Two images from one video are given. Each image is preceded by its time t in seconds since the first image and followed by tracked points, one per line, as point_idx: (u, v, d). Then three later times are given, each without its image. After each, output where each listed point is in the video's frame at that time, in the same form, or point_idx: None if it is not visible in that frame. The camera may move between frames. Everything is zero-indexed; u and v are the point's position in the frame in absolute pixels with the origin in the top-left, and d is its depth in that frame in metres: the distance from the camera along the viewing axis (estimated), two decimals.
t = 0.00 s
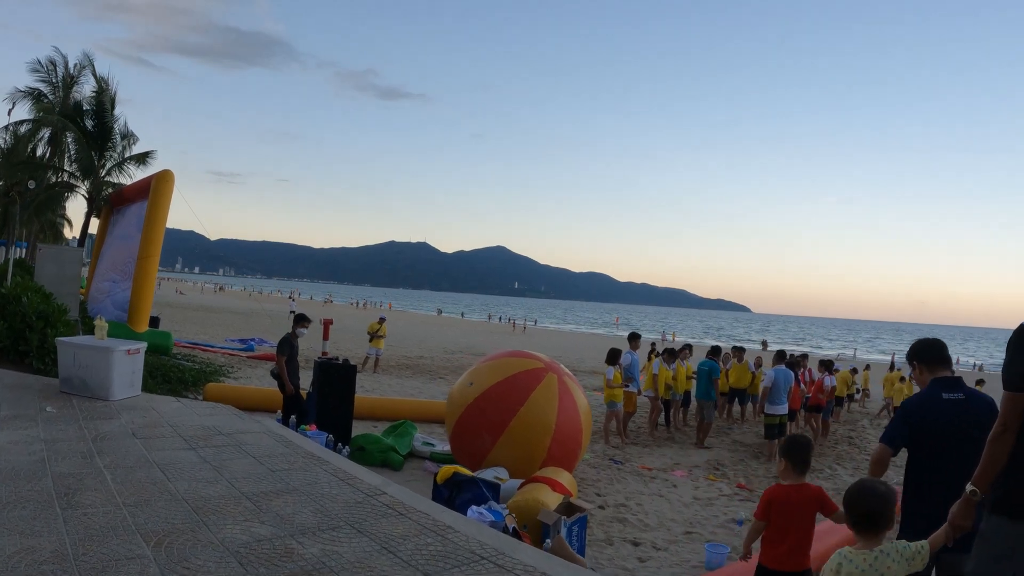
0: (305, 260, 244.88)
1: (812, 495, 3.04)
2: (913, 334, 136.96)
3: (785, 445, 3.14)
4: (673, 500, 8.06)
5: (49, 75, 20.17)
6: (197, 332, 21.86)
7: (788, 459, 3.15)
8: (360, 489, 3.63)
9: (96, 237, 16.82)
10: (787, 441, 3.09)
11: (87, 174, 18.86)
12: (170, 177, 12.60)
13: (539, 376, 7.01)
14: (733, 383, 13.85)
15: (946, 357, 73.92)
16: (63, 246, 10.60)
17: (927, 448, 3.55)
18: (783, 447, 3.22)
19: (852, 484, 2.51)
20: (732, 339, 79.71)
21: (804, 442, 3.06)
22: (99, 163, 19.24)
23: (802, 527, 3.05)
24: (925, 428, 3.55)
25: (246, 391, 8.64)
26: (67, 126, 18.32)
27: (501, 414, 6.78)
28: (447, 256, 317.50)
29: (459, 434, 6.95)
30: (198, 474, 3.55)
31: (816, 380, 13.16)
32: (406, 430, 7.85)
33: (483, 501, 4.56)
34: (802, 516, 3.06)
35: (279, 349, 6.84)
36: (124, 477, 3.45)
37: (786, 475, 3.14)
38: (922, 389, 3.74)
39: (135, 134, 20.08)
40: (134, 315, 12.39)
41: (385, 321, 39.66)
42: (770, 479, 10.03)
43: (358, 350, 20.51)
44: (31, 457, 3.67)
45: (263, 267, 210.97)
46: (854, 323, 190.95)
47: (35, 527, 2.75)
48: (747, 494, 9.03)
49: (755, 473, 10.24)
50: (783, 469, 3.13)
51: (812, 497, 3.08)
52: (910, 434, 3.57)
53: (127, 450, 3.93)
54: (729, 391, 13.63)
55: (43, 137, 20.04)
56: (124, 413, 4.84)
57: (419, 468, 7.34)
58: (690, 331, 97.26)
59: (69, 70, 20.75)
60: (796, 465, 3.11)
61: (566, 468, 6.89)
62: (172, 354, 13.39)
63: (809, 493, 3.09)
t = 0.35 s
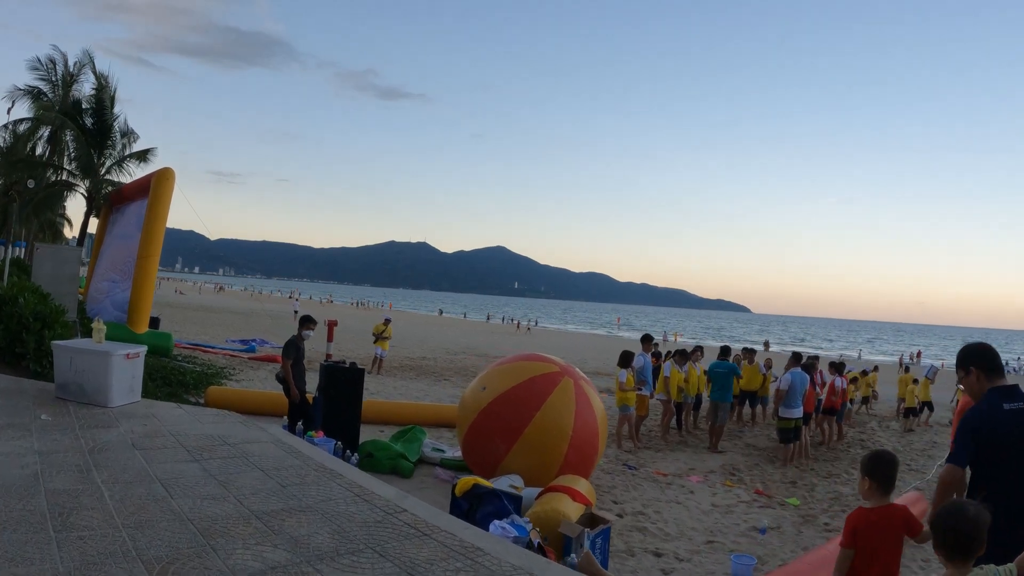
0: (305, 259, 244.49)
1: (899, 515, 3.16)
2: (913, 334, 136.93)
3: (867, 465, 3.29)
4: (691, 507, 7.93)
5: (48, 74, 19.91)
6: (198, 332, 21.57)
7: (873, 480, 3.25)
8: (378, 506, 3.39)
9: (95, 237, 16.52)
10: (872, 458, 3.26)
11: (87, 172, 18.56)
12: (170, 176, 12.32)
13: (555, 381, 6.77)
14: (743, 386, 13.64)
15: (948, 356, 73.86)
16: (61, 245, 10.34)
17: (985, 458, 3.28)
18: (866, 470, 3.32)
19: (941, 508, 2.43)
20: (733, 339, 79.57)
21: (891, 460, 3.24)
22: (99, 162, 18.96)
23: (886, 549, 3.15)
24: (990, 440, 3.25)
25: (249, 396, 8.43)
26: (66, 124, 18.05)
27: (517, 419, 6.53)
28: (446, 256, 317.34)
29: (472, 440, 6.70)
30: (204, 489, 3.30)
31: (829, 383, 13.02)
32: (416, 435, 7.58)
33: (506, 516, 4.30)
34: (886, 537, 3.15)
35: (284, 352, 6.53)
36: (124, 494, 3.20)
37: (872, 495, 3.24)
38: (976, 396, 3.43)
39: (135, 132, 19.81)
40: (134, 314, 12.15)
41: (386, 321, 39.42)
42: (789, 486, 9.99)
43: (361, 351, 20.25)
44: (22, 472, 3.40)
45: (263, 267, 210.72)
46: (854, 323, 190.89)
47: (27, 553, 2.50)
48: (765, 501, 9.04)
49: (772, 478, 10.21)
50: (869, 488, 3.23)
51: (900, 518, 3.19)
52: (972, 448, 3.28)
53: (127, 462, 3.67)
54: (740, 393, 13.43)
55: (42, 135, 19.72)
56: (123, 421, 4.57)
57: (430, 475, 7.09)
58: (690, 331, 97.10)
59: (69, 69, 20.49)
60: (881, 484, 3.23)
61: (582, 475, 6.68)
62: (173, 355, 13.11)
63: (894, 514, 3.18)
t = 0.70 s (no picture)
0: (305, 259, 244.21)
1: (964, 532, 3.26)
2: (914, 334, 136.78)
3: (932, 481, 3.40)
4: (709, 514, 7.72)
5: (48, 72, 19.67)
6: (198, 332, 21.30)
7: (937, 495, 3.36)
8: (396, 525, 3.16)
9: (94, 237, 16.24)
10: (938, 473, 3.38)
11: (86, 171, 18.28)
12: (170, 174, 12.06)
13: (571, 385, 6.57)
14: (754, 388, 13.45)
15: (950, 357, 73.71)
16: (59, 245, 10.10)
17: None
18: (930, 486, 3.43)
19: None
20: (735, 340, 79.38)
21: (955, 475, 3.35)
22: (99, 160, 18.70)
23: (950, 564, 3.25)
24: None
25: (251, 399, 8.22)
26: (65, 122, 17.79)
27: (532, 425, 6.33)
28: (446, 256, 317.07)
29: (486, 446, 6.49)
30: (208, 508, 3.07)
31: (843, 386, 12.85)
32: (424, 441, 7.33)
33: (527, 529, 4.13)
34: (949, 551, 3.25)
35: (289, 356, 6.11)
36: (121, 512, 2.97)
37: (938, 511, 3.35)
38: None
39: (135, 131, 19.56)
40: (133, 315, 11.91)
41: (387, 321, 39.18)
42: (805, 492, 10.08)
43: (363, 352, 19.98)
44: (11, 488, 3.16)
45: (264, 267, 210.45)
46: (854, 324, 190.77)
47: None
48: (783, 507, 9.08)
49: (788, 483, 10.31)
50: (935, 504, 3.34)
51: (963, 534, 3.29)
52: None
53: (125, 476, 3.43)
54: (751, 395, 13.24)
55: (41, 133, 19.45)
56: (119, 430, 4.32)
57: (440, 483, 6.85)
58: (691, 331, 96.84)
59: (69, 67, 20.24)
60: (947, 500, 3.34)
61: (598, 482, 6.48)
62: (172, 356, 12.87)
63: (958, 530, 3.27)
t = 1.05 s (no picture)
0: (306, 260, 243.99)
1: None
2: (917, 335, 136.42)
3: (996, 494, 3.10)
4: (729, 522, 7.60)
5: (49, 71, 19.42)
6: (199, 333, 21.05)
7: (1003, 511, 3.07)
8: (417, 547, 2.94)
9: (94, 237, 16.00)
10: (1002, 486, 3.06)
11: (86, 170, 18.03)
12: (172, 172, 11.83)
13: (588, 390, 6.41)
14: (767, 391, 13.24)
15: (954, 358, 73.44)
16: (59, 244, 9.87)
17: None
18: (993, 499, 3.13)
19: None
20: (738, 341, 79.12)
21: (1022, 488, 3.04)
22: (100, 159, 18.46)
23: None
24: None
25: (256, 403, 7.98)
26: (65, 120, 17.54)
27: (548, 431, 6.15)
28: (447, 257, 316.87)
29: (500, 453, 6.32)
30: (214, 529, 2.84)
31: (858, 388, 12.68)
32: (434, 447, 7.10)
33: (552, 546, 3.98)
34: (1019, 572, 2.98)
35: (296, 361, 5.82)
36: (119, 534, 2.74)
37: (1001, 526, 3.06)
38: None
39: (137, 129, 19.32)
40: (134, 316, 11.68)
41: (390, 322, 38.96)
42: (823, 497, 10.12)
43: (366, 353, 19.73)
44: None
45: (265, 267, 210.25)
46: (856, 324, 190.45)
47: None
48: (803, 513, 9.07)
49: (806, 489, 10.43)
50: (1000, 519, 3.05)
51: None
52: None
53: (124, 492, 3.20)
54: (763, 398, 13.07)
55: (41, 132, 19.22)
56: (118, 439, 4.08)
57: (452, 490, 6.61)
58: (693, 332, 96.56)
59: (70, 66, 20.00)
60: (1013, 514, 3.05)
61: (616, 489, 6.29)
62: (174, 358, 12.63)
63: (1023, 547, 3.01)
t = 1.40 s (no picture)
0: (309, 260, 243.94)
1: None
2: (921, 335, 135.92)
3: None
4: (750, 531, 7.42)
5: (51, 70, 19.22)
6: (202, 334, 20.81)
7: None
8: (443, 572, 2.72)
9: (97, 236, 15.80)
10: None
11: (89, 168, 17.81)
12: (175, 171, 11.61)
13: (607, 396, 6.37)
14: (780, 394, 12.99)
15: (959, 359, 73.06)
16: (58, 244, 9.66)
17: None
18: None
19: None
20: (742, 342, 78.80)
21: None
22: (102, 158, 18.26)
23: None
24: None
25: (260, 408, 7.79)
26: (67, 119, 17.34)
27: (567, 438, 6.13)
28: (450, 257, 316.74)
29: (517, 460, 6.29)
30: (224, 552, 2.62)
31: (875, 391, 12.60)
32: (445, 454, 6.91)
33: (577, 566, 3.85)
34: None
35: (303, 365, 5.60)
36: (119, 558, 2.51)
37: None
38: None
39: (138, 127, 19.10)
40: (137, 317, 11.48)
41: (395, 323, 38.80)
42: (841, 502, 9.89)
43: (370, 354, 19.50)
44: None
45: (267, 268, 210.16)
46: (859, 326, 189.86)
47: None
48: (824, 520, 8.82)
49: (824, 494, 10.19)
50: None
51: None
52: None
53: (126, 510, 2.98)
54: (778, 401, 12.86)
55: (43, 132, 19.02)
56: (118, 449, 3.86)
57: (464, 499, 6.37)
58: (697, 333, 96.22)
59: (72, 66, 19.79)
60: None
61: (634, 497, 6.28)
62: (176, 360, 12.40)
63: None
